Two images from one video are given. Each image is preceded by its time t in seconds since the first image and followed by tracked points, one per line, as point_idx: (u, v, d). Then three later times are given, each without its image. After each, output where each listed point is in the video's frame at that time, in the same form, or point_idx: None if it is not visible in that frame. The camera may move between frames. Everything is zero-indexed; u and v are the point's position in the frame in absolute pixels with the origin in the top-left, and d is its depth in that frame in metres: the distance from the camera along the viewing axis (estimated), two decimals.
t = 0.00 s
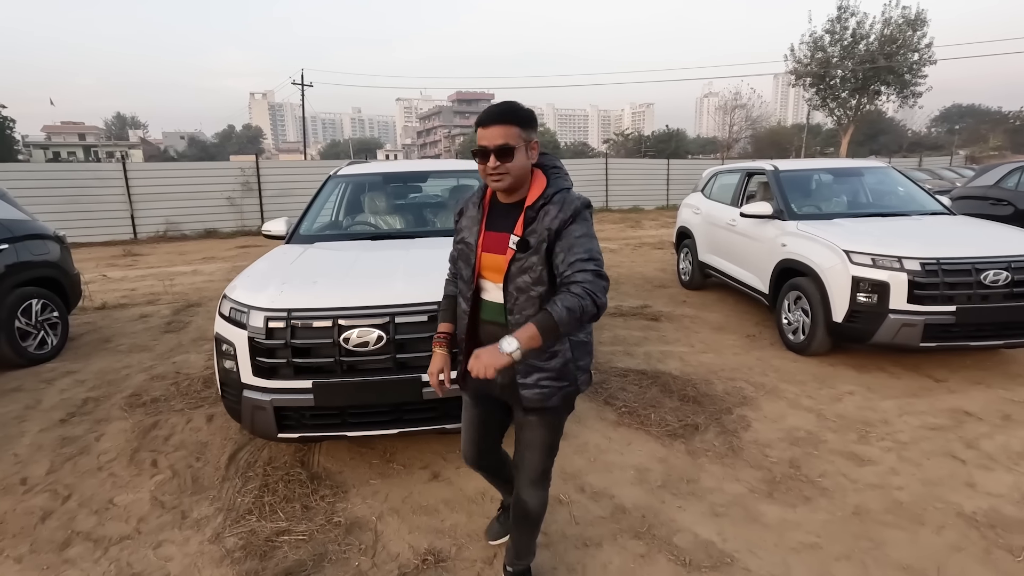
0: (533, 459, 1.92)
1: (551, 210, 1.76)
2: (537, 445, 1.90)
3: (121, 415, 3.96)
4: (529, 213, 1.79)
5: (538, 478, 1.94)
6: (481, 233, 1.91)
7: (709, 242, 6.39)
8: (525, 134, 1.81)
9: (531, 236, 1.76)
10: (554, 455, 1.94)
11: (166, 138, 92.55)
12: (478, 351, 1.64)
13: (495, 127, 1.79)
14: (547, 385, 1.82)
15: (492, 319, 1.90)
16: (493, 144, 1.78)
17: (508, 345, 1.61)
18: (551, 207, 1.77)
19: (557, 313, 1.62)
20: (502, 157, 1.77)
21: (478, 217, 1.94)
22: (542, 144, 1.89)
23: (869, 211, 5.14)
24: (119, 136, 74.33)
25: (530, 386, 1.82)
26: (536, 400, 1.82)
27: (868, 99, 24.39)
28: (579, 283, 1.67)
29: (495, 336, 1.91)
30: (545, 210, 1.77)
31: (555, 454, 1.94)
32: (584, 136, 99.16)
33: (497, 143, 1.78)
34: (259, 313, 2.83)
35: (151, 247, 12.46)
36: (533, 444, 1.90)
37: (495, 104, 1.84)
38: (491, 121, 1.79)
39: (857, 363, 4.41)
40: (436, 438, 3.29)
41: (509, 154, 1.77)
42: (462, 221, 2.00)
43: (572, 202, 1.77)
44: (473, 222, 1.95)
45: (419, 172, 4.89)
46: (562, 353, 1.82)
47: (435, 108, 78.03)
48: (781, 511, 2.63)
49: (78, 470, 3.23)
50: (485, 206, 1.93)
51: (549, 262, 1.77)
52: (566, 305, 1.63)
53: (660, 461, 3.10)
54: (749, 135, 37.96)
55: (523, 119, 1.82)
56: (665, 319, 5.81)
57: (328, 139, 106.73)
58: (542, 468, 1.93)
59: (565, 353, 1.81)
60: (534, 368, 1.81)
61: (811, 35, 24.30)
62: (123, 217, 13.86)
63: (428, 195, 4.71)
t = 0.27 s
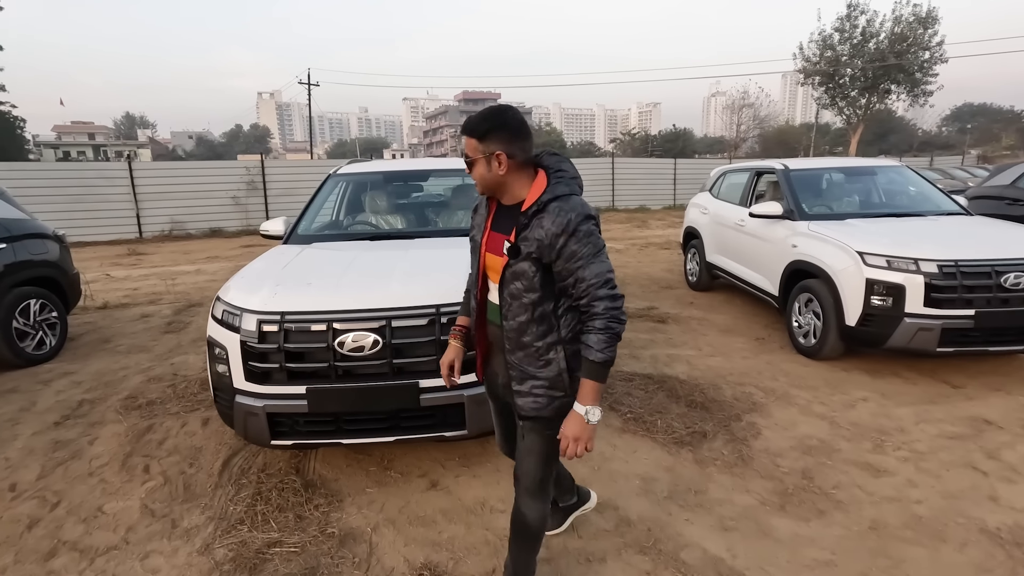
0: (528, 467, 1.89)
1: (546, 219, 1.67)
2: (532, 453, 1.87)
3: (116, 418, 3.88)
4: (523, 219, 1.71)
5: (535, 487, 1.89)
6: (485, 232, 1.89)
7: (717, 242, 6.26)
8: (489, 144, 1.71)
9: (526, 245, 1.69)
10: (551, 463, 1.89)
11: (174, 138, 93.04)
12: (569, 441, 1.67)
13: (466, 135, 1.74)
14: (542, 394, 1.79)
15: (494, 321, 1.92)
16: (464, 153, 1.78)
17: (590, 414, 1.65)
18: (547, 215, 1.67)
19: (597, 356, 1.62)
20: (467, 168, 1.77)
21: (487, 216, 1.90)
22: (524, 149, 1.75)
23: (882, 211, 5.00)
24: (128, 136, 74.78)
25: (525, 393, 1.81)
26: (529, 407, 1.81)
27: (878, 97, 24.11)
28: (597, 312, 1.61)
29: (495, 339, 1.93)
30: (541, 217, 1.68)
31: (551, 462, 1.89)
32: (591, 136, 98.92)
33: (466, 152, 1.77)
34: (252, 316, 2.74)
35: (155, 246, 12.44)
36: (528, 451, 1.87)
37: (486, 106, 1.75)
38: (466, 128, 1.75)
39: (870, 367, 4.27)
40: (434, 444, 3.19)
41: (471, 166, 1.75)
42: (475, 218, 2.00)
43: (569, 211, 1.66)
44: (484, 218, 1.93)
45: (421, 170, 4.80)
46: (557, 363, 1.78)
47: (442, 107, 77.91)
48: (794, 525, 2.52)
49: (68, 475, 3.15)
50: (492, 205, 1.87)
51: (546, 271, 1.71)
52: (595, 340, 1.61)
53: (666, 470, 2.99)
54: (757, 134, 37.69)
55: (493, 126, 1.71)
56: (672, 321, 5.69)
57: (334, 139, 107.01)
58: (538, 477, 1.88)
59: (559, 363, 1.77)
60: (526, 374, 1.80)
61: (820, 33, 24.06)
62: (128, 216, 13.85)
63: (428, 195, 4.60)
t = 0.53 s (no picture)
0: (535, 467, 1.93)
1: (556, 228, 1.69)
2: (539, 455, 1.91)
3: (117, 421, 3.85)
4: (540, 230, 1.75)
5: (543, 490, 1.93)
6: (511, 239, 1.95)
7: (725, 244, 6.18)
8: (512, 162, 1.75)
9: (538, 251, 1.72)
10: (557, 468, 1.92)
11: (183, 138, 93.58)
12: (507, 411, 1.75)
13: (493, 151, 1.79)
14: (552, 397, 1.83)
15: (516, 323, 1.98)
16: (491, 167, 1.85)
17: (534, 396, 1.73)
18: (559, 226, 1.69)
19: (562, 358, 1.65)
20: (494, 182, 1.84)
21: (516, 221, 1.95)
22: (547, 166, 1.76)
23: (894, 212, 4.91)
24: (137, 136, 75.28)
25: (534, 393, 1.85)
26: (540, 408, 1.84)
27: (888, 97, 23.91)
28: (578, 322, 1.62)
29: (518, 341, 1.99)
30: (551, 225, 1.72)
31: (557, 467, 1.92)
32: (598, 135, 98.71)
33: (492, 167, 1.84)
34: (251, 321, 2.70)
35: (162, 246, 12.46)
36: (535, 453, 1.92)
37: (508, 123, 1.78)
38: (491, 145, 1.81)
39: (881, 373, 4.19)
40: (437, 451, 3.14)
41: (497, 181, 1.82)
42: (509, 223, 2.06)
43: (580, 222, 1.67)
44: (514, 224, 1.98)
45: (424, 171, 4.75)
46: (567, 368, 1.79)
47: (449, 107, 77.96)
48: (804, 538, 2.45)
49: (67, 480, 3.12)
50: (523, 214, 1.92)
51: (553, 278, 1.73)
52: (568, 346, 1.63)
53: (673, 479, 2.93)
54: (765, 134, 37.47)
55: (515, 144, 1.74)
56: (678, 324, 5.62)
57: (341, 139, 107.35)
58: (542, 480, 1.92)
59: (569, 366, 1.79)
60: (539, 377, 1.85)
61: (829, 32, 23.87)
62: (135, 216, 13.90)
63: (431, 196, 4.55)
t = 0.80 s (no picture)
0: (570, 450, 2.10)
1: (558, 225, 1.94)
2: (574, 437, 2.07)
3: (119, 421, 3.84)
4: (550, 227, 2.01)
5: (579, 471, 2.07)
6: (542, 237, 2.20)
7: (732, 244, 6.12)
8: (529, 164, 1.96)
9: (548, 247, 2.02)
10: (587, 449, 2.06)
11: (192, 138, 94.22)
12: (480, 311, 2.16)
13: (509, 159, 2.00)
14: (575, 375, 2.02)
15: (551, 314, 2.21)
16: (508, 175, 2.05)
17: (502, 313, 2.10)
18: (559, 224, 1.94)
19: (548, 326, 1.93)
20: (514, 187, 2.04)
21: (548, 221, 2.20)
22: (561, 163, 1.96)
23: (904, 213, 4.83)
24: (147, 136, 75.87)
25: (564, 375, 2.04)
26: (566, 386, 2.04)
27: (898, 96, 23.69)
28: (553, 303, 1.90)
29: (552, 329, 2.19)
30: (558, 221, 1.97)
31: (588, 448, 2.06)
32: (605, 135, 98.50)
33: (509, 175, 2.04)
34: (250, 321, 2.68)
35: (169, 246, 12.51)
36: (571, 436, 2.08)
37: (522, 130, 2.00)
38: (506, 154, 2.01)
39: (891, 376, 4.12)
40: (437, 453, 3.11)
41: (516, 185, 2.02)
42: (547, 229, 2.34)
43: (578, 218, 1.89)
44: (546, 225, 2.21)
45: (428, 171, 4.72)
46: (586, 349, 1.98)
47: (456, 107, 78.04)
48: (810, 545, 2.39)
49: (68, 480, 3.11)
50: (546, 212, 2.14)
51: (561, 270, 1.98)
52: (540, 321, 1.94)
53: (676, 483, 2.88)
54: (773, 134, 37.23)
55: (530, 148, 1.95)
56: (684, 325, 5.57)
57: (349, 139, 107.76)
58: (578, 461, 2.07)
59: (590, 349, 1.97)
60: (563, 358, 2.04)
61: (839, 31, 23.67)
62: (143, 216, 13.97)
63: (434, 196, 4.52)
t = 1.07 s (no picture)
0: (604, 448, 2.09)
1: (553, 223, 1.97)
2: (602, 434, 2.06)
3: (115, 420, 3.84)
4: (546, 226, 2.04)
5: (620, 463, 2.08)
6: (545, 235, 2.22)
7: (733, 245, 6.06)
8: (540, 158, 1.97)
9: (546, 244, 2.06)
10: (624, 447, 2.06)
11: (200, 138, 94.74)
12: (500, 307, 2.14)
13: (515, 160, 1.98)
14: (577, 371, 2.04)
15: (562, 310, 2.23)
16: (515, 176, 2.01)
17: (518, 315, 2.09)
18: (553, 222, 1.98)
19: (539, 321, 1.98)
20: (523, 186, 2.01)
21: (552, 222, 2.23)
22: (567, 158, 2.01)
23: (908, 213, 4.76)
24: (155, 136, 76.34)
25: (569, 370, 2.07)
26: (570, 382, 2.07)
27: (906, 95, 23.52)
28: (545, 298, 1.94)
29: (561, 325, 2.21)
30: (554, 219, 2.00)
31: (626, 446, 2.06)
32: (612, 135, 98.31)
33: (516, 175, 2.01)
34: (239, 322, 2.66)
35: (173, 245, 12.56)
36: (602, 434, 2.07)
37: (516, 134, 2.01)
38: (510, 155, 1.99)
39: (892, 379, 4.06)
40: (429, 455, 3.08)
41: (528, 182, 2.00)
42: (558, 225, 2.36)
43: (568, 214, 1.91)
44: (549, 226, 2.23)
45: (425, 171, 4.70)
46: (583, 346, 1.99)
47: (461, 106, 78.16)
48: (804, 551, 2.35)
49: (60, 480, 3.10)
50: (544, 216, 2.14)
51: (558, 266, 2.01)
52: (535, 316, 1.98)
53: (670, 487, 2.84)
54: (780, 133, 37.02)
55: (537, 143, 1.97)
56: (684, 326, 5.52)
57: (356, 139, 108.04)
58: (616, 459, 2.08)
59: (587, 345, 1.98)
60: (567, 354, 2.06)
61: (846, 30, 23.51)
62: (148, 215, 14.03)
63: (430, 196, 4.50)
